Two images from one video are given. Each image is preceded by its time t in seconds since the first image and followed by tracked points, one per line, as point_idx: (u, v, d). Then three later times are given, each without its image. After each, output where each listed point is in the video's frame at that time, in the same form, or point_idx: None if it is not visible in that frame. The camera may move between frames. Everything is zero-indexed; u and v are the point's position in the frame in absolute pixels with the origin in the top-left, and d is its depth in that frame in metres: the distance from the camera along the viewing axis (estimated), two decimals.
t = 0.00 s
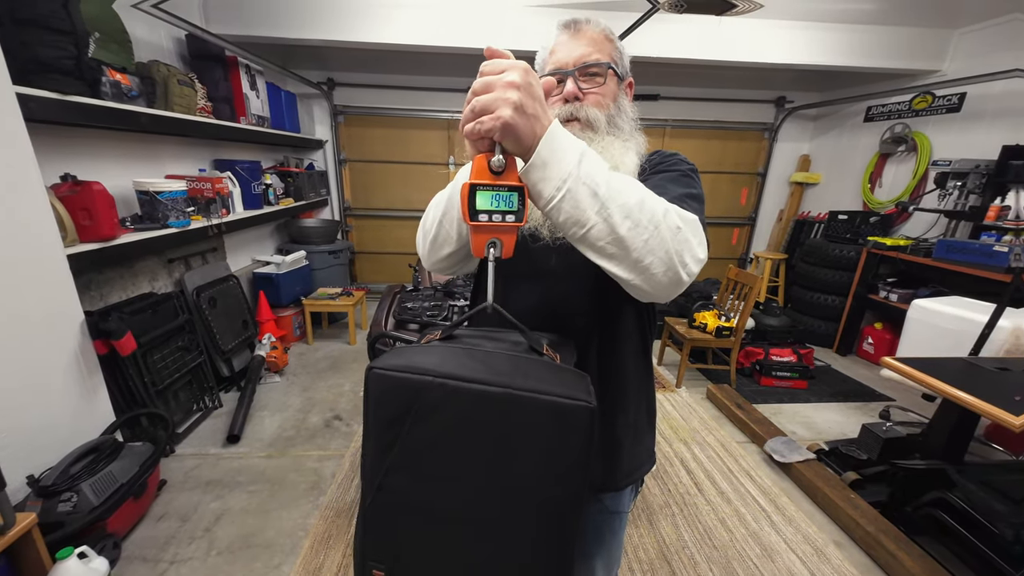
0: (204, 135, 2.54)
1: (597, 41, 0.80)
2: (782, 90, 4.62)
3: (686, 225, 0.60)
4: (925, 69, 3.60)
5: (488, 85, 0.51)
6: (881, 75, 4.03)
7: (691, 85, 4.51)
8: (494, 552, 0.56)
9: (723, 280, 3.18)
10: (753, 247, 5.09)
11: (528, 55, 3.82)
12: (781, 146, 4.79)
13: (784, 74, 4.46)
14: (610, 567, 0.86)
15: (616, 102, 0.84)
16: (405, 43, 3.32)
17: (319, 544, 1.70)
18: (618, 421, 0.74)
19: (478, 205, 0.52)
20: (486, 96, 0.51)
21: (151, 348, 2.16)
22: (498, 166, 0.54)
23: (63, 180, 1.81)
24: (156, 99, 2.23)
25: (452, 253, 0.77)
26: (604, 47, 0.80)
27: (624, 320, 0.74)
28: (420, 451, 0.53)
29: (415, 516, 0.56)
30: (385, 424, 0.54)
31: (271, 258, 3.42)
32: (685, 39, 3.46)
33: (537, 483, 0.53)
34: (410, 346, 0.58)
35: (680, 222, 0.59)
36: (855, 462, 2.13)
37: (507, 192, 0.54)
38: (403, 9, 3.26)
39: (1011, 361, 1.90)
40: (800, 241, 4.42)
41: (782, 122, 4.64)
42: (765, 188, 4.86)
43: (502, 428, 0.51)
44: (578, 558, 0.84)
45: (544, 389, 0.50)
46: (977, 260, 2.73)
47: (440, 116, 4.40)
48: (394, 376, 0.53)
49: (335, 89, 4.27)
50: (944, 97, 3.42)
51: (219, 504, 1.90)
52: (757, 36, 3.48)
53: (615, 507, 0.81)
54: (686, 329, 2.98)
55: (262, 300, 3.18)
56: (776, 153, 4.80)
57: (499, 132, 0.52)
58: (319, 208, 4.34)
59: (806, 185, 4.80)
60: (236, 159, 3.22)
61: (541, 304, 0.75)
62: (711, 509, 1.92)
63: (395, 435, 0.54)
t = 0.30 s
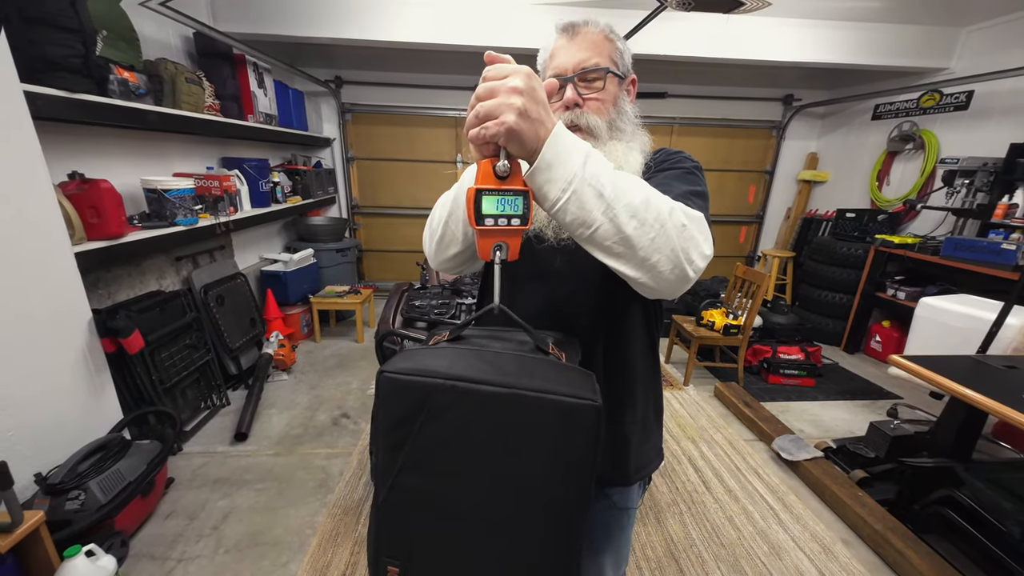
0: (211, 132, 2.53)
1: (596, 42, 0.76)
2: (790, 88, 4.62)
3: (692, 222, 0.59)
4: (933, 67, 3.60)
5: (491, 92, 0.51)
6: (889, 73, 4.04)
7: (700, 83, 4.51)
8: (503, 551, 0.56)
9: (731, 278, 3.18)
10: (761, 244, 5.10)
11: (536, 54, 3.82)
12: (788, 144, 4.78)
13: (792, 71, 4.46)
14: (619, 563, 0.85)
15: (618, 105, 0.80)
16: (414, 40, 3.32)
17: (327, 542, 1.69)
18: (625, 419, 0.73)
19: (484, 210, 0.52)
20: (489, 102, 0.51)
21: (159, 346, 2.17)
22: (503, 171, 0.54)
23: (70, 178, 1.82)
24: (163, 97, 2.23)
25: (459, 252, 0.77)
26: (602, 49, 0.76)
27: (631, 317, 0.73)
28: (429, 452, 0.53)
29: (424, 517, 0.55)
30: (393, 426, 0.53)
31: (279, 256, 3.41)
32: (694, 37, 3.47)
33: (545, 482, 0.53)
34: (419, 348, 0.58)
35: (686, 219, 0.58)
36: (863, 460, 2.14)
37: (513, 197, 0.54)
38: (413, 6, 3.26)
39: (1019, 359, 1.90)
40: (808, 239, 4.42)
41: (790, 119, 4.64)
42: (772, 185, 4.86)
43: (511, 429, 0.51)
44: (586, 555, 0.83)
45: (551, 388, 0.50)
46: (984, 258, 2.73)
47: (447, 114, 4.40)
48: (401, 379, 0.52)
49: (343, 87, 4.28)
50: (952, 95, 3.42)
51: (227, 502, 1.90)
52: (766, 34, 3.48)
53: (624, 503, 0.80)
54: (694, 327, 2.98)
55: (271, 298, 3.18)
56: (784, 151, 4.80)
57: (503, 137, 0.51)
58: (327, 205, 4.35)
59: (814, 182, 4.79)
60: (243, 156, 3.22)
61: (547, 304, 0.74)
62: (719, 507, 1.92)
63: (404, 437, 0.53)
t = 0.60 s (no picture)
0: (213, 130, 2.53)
1: (596, 40, 0.76)
2: (793, 86, 4.62)
3: (693, 219, 0.58)
4: (935, 65, 3.60)
5: (493, 89, 0.51)
6: (892, 71, 4.04)
7: (702, 81, 4.51)
8: (507, 545, 0.56)
9: (734, 276, 3.17)
10: (763, 242, 5.10)
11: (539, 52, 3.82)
12: (791, 141, 4.79)
13: (795, 69, 4.46)
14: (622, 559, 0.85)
15: (619, 103, 0.80)
16: (417, 38, 3.32)
17: (330, 541, 1.69)
18: (627, 418, 0.72)
19: (488, 206, 0.53)
20: (492, 100, 0.50)
21: (161, 344, 2.16)
22: (506, 168, 0.55)
23: (73, 177, 1.82)
24: (166, 95, 2.24)
25: (462, 250, 0.77)
26: (603, 48, 0.75)
27: (634, 313, 0.73)
28: (434, 447, 0.53)
29: (429, 512, 0.55)
30: (399, 423, 0.53)
31: (281, 254, 3.41)
32: (697, 35, 3.47)
33: (548, 478, 0.52)
34: (425, 344, 0.58)
35: (688, 216, 0.57)
36: (866, 457, 2.14)
37: (515, 193, 0.54)
38: (416, 4, 3.26)
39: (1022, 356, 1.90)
40: (811, 237, 4.43)
41: (792, 117, 4.65)
42: (775, 183, 4.86)
43: (514, 424, 0.51)
44: (589, 551, 0.83)
45: (554, 383, 0.50)
46: (986, 255, 2.73)
47: (449, 112, 4.40)
48: (407, 374, 0.52)
49: (345, 85, 4.28)
50: (954, 93, 3.42)
51: (230, 500, 1.90)
52: (768, 32, 3.48)
53: (627, 500, 0.80)
54: (697, 325, 2.98)
55: (274, 296, 3.19)
56: (786, 149, 4.80)
57: (506, 135, 0.51)
58: (330, 203, 4.34)
59: (816, 180, 4.79)
60: (246, 154, 3.22)
61: (551, 301, 0.74)
62: (722, 505, 1.92)
63: (410, 433, 0.53)
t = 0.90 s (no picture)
0: (212, 129, 2.53)
1: (593, 41, 0.76)
2: (791, 83, 4.62)
3: (690, 214, 0.58)
4: (934, 62, 3.60)
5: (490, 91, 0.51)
6: (891, 68, 4.03)
7: (701, 78, 4.51)
8: (502, 540, 0.55)
9: (733, 274, 3.17)
10: (762, 240, 5.11)
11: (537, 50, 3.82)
12: (789, 139, 4.79)
13: (793, 66, 4.46)
14: (623, 557, 0.85)
15: (617, 102, 0.80)
16: (414, 36, 3.32)
17: (330, 539, 1.69)
18: (627, 417, 0.71)
19: (485, 205, 0.53)
20: (489, 101, 0.51)
21: (160, 343, 2.16)
22: (503, 168, 0.55)
23: (72, 176, 1.83)
24: (164, 94, 2.24)
25: (463, 249, 0.77)
26: (599, 50, 0.75)
27: (634, 310, 0.72)
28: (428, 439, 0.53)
29: (424, 505, 0.56)
30: (395, 415, 0.54)
31: (279, 252, 3.41)
32: (695, 32, 3.47)
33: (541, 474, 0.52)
34: (422, 339, 0.58)
35: (685, 212, 0.57)
36: (865, 455, 2.14)
37: (512, 193, 0.54)
38: (414, 2, 3.26)
39: (1021, 354, 1.90)
40: (810, 234, 4.43)
41: (791, 115, 4.64)
42: (774, 181, 4.86)
43: (506, 419, 0.51)
44: (590, 549, 0.83)
45: (546, 378, 0.50)
46: (986, 253, 2.74)
47: (447, 110, 4.40)
48: (402, 367, 0.53)
49: (344, 83, 4.28)
50: (953, 90, 3.41)
51: (229, 499, 1.90)
52: (766, 30, 3.48)
53: (628, 499, 0.80)
54: (695, 323, 2.98)
55: (273, 295, 3.19)
56: (784, 147, 4.80)
57: (503, 135, 0.51)
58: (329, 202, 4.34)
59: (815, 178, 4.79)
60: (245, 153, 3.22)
61: (550, 299, 0.74)
62: (721, 503, 1.92)
63: (404, 425, 0.54)
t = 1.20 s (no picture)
0: (209, 128, 2.53)
1: (594, 41, 0.75)
2: (789, 82, 4.63)
3: (691, 212, 0.58)
4: (931, 60, 3.60)
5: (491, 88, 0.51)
6: (888, 66, 4.03)
7: (698, 77, 4.51)
8: (500, 540, 0.55)
9: (730, 272, 3.17)
10: (760, 238, 5.11)
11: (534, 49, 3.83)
12: (787, 137, 4.79)
13: (791, 64, 4.47)
14: (622, 557, 0.85)
15: (619, 103, 0.79)
16: (411, 34, 3.32)
17: (328, 537, 1.70)
18: (627, 415, 0.71)
19: (486, 203, 0.53)
20: (489, 99, 0.51)
21: (158, 342, 2.16)
22: (504, 166, 0.54)
23: (70, 175, 1.83)
24: (162, 93, 2.24)
25: (465, 247, 0.77)
26: (601, 49, 0.75)
27: (635, 308, 0.72)
28: (426, 436, 0.53)
29: (422, 503, 0.55)
30: (394, 411, 0.54)
31: (278, 251, 3.41)
32: (692, 30, 3.48)
33: (539, 473, 0.52)
34: (422, 335, 0.58)
35: (684, 209, 0.57)
36: (863, 453, 2.14)
37: (513, 190, 0.54)
38: (410, 1, 3.26)
39: (1018, 351, 1.90)
40: (807, 232, 4.44)
41: (789, 113, 4.65)
42: (772, 179, 4.87)
43: (506, 417, 0.51)
44: (589, 549, 0.82)
45: (545, 376, 0.50)
46: (983, 251, 2.74)
47: (445, 109, 4.40)
48: (402, 364, 0.53)
49: (342, 82, 4.28)
50: (950, 88, 3.41)
51: (227, 498, 1.90)
52: (764, 28, 3.48)
53: (628, 498, 0.80)
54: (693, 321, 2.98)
55: (270, 294, 3.19)
56: (782, 145, 4.81)
57: (504, 133, 0.51)
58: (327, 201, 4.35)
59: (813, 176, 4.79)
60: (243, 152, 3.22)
61: (550, 296, 0.74)
62: (719, 501, 1.92)
63: (403, 423, 0.54)
